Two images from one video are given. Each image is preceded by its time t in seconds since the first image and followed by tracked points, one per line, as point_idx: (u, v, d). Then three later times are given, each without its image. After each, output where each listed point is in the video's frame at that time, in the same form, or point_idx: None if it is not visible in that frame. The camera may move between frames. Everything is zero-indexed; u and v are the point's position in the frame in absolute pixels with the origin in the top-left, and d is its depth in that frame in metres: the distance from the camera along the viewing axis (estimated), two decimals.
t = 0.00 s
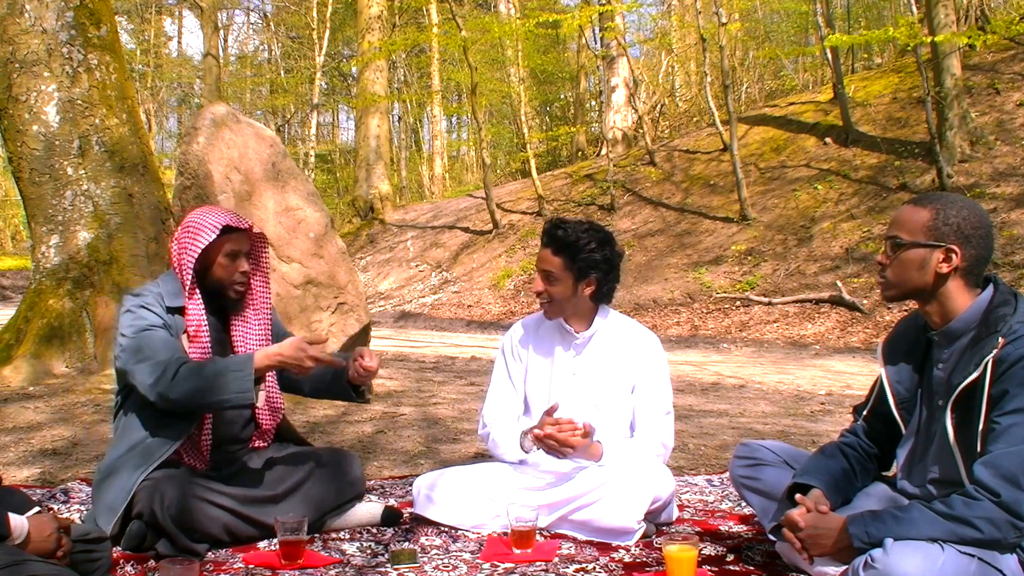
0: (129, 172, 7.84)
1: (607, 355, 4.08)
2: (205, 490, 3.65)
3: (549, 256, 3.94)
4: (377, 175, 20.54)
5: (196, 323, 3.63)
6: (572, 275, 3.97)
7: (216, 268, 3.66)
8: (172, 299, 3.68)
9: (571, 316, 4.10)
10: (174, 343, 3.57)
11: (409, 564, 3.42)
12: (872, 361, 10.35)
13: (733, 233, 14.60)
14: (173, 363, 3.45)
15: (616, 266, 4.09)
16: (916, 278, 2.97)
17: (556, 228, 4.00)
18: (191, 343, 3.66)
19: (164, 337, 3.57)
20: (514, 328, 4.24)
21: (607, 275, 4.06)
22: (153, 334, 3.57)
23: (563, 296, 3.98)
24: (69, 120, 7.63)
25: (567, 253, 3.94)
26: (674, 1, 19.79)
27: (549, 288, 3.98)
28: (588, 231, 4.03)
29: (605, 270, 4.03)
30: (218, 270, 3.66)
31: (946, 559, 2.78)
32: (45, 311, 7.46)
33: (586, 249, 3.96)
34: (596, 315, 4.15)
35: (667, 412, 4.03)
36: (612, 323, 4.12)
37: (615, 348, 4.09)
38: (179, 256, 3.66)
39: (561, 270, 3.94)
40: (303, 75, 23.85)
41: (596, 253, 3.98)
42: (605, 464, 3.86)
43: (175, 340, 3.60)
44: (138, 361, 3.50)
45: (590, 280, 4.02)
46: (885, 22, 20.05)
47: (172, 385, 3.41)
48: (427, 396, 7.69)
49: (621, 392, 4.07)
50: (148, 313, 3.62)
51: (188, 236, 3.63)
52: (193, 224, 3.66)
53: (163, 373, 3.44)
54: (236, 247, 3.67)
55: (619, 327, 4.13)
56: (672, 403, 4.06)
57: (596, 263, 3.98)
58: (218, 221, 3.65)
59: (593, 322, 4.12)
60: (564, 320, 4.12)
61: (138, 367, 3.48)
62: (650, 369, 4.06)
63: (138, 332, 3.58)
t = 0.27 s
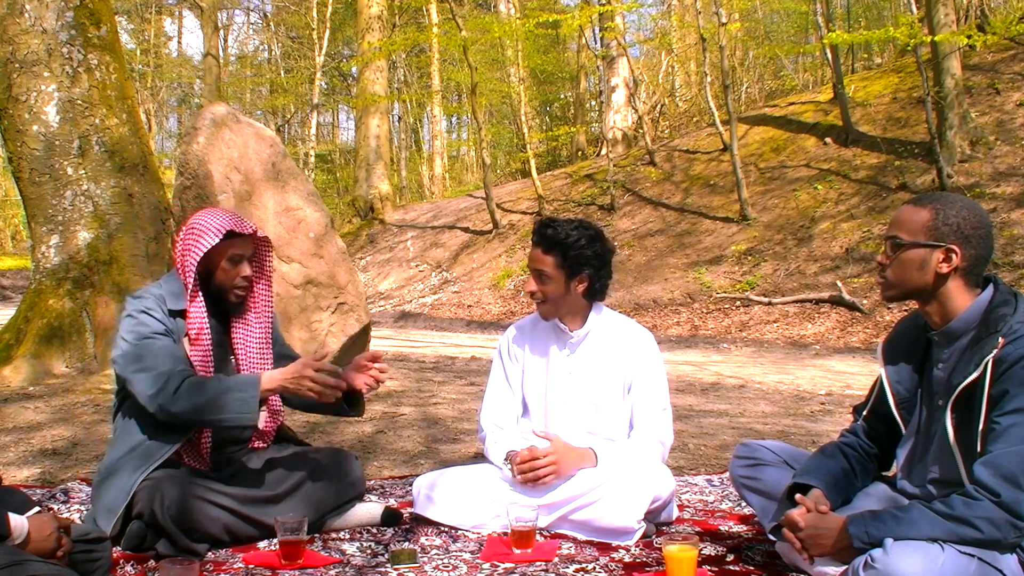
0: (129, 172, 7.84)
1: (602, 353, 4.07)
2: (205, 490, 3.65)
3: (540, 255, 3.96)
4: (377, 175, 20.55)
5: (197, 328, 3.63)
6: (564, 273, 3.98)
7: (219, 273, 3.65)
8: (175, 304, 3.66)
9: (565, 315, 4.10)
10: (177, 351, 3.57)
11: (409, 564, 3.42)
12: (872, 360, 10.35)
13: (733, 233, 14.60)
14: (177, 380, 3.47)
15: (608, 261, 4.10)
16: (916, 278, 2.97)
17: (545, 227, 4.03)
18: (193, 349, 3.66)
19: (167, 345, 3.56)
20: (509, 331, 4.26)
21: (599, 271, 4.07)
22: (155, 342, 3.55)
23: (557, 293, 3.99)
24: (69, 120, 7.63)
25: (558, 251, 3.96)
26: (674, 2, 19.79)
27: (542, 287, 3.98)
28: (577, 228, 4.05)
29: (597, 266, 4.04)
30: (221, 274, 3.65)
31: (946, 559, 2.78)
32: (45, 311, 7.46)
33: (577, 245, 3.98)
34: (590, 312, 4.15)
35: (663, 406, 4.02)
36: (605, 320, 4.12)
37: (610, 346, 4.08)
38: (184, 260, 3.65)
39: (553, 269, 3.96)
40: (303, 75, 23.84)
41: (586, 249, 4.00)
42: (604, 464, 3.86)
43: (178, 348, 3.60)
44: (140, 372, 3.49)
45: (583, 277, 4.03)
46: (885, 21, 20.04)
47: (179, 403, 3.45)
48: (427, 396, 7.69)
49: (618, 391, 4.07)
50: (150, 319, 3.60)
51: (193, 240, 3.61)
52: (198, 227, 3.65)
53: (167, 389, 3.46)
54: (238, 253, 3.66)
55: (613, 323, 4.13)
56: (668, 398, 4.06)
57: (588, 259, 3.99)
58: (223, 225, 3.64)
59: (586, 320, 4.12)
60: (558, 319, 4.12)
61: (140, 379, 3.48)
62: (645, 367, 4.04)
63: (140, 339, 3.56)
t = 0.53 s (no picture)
0: (129, 172, 7.84)
1: (598, 352, 4.07)
2: (205, 490, 3.65)
3: (535, 254, 3.96)
4: (376, 175, 20.55)
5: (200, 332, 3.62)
6: (558, 272, 3.98)
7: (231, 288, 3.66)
8: (176, 312, 3.62)
9: (561, 314, 4.10)
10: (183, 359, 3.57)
11: (409, 564, 3.42)
12: (873, 361, 10.35)
13: (733, 233, 14.59)
14: (188, 393, 3.51)
15: (602, 259, 4.11)
16: (915, 278, 2.97)
17: (538, 226, 4.04)
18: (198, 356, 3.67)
19: (172, 355, 3.55)
20: (506, 332, 4.27)
21: (593, 268, 4.07)
22: (160, 352, 3.54)
23: (552, 292, 4.00)
24: (69, 120, 7.63)
25: (552, 250, 3.96)
26: (674, 2, 19.80)
27: (537, 286, 4.00)
28: (571, 226, 4.06)
29: (592, 263, 4.04)
30: (233, 290, 3.67)
31: (946, 559, 2.78)
32: (45, 311, 7.46)
33: (571, 243, 3.98)
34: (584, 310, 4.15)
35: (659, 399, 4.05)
36: (599, 319, 4.12)
37: (606, 344, 4.08)
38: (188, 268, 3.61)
39: (548, 268, 3.96)
40: (303, 75, 23.83)
41: (580, 246, 4.00)
42: (603, 463, 3.87)
43: (183, 356, 3.60)
44: (148, 384, 3.50)
45: (578, 274, 4.03)
46: (885, 22, 20.04)
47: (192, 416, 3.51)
48: (427, 396, 7.69)
49: (615, 390, 4.07)
50: (154, 329, 3.57)
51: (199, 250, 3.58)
52: (202, 240, 3.60)
53: (178, 402, 3.50)
54: (245, 264, 3.66)
55: (608, 321, 4.13)
56: (663, 394, 4.07)
57: (582, 256, 3.99)
58: (232, 237, 3.62)
59: (581, 319, 4.12)
60: (554, 319, 4.12)
61: (148, 391, 3.50)
62: (642, 365, 4.05)
63: (144, 350, 3.54)
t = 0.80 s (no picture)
0: (129, 172, 7.84)
1: (597, 352, 4.07)
2: (205, 490, 3.65)
3: (533, 255, 3.97)
4: (376, 175, 20.55)
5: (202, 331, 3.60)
6: (557, 271, 3.98)
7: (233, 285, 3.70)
8: (176, 314, 3.62)
9: (560, 313, 4.09)
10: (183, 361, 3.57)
11: (409, 564, 3.42)
12: (872, 360, 10.35)
13: (733, 233, 14.59)
14: (188, 395, 3.50)
15: (600, 258, 4.11)
16: (916, 278, 2.97)
17: (535, 226, 4.03)
18: (199, 355, 3.67)
19: (172, 358, 3.55)
20: (505, 332, 4.27)
21: (592, 267, 4.07)
22: (159, 355, 3.55)
23: (551, 292, 4.00)
24: (69, 120, 7.64)
25: (549, 250, 3.96)
26: (674, 2, 19.81)
27: (535, 287, 4.00)
28: (567, 226, 4.05)
29: (590, 262, 4.04)
30: (235, 287, 3.71)
31: (946, 559, 2.78)
32: (45, 311, 7.46)
33: (568, 242, 3.97)
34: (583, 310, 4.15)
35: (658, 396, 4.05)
36: (598, 318, 4.12)
37: (605, 344, 4.08)
38: (188, 269, 3.61)
39: (547, 268, 3.96)
40: (303, 75, 23.82)
41: (577, 245, 3.99)
42: (603, 464, 3.87)
43: (183, 359, 3.60)
44: (148, 387, 3.49)
45: (576, 274, 4.03)
46: (885, 22, 20.04)
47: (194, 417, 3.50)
48: (427, 396, 7.69)
49: (614, 390, 4.07)
50: (154, 333, 3.58)
51: (200, 250, 3.59)
52: (203, 243, 3.60)
53: (178, 403, 3.49)
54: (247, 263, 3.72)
55: (607, 321, 4.13)
56: (663, 392, 4.08)
57: (580, 255, 3.99)
58: (233, 236, 3.65)
59: (580, 319, 4.11)
60: (553, 318, 4.12)
61: (149, 394, 3.49)
62: (641, 365, 4.05)
63: (144, 355, 3.54)
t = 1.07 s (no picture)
0: (129, 172, 7.84)
1: (597, 352, 4.07)
2: (205, 490, 3.65)
3: (533, 255, 3.97)
4: (376, 175, 20.55)
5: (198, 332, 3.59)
6: (558, 271, 3.98)
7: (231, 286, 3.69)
8: (175, 315, 3.63)
9: (560, 313, 4.09)
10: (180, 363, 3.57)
11: (410, 564, 3.42)
12: (873, 360, 10.35)
13: (733, 233, 14.59)
14: (187, 395, 3.50)
15: (600, 257, 4.11)
16: (916, 278, 2.97)
17: (535, 226, 4.04)
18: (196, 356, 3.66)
19: (170, 359, 3.55)
20: (505, 332, 4.27)
21: (593, 266, 4.07)
22: (158, 356, 3.55)
23: (551, 292, 3.99)
24: (69, 120, 7.63)
25: (550, 250, 3.96)
26: (674, 2, 19.81)
27: (536, 287, 4.00)
28: (568, 225, 4.05)
29: (591, 261, 4.04)
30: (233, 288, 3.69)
31: (946, 559, 2.78)
32: (45, 311, 7.46)
33: (568, 242, 3.98)
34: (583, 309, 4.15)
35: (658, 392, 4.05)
36: (599, 319, 4.12)
37: (606, 344, 4.08)
38: (188, 269, 3.61)
39: (547, 268, 3.96)
40: (303, 75, 23.82)
41: (578, 245, 3.99)
42: (603, 464, 3.87)
43: (181, 360, 3.60)
44: (146, 389, 3.49)
45: (577, 273, 4.03)
46: (885, 21, 20.04)
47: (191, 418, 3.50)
48: (427, 396, 7.69)
49: (614, 390, 4.07)
50: (152, 333, 3.58)
51: (198, 250, 3.59)
52: (202, 243, 3.59)
53: (177, 405, 3.49)
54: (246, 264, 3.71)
55: (607, 321, 4.13)
56: (662, 391, 4.07)
57: (580, 255, 3.99)
58: (231, 237, 3.64)
59: (580, 318, 4.12)
60: (553, 318, 4.12)
61: (147, 396, 3.48)
62: (642, 365, 4.05)
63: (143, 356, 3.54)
